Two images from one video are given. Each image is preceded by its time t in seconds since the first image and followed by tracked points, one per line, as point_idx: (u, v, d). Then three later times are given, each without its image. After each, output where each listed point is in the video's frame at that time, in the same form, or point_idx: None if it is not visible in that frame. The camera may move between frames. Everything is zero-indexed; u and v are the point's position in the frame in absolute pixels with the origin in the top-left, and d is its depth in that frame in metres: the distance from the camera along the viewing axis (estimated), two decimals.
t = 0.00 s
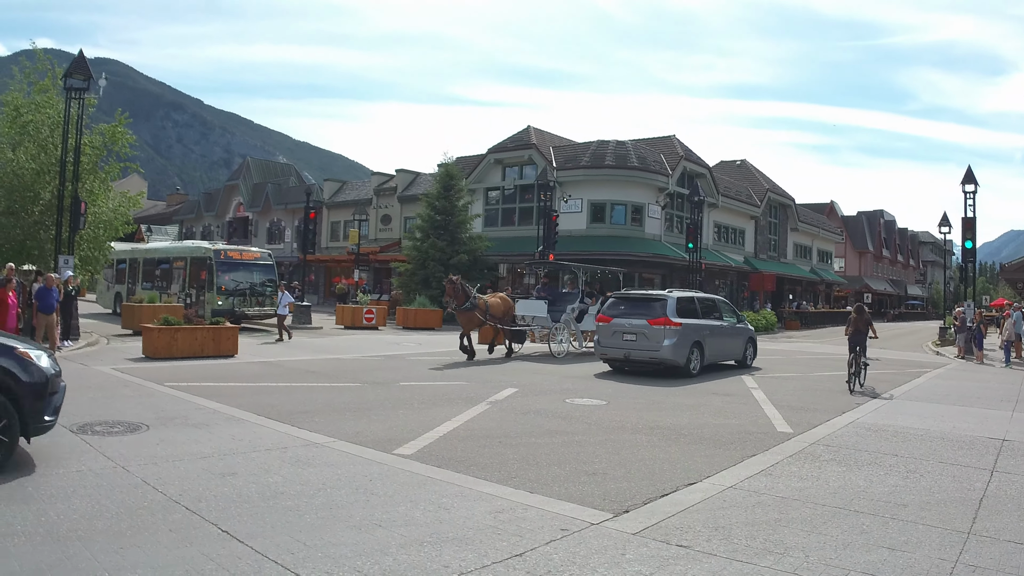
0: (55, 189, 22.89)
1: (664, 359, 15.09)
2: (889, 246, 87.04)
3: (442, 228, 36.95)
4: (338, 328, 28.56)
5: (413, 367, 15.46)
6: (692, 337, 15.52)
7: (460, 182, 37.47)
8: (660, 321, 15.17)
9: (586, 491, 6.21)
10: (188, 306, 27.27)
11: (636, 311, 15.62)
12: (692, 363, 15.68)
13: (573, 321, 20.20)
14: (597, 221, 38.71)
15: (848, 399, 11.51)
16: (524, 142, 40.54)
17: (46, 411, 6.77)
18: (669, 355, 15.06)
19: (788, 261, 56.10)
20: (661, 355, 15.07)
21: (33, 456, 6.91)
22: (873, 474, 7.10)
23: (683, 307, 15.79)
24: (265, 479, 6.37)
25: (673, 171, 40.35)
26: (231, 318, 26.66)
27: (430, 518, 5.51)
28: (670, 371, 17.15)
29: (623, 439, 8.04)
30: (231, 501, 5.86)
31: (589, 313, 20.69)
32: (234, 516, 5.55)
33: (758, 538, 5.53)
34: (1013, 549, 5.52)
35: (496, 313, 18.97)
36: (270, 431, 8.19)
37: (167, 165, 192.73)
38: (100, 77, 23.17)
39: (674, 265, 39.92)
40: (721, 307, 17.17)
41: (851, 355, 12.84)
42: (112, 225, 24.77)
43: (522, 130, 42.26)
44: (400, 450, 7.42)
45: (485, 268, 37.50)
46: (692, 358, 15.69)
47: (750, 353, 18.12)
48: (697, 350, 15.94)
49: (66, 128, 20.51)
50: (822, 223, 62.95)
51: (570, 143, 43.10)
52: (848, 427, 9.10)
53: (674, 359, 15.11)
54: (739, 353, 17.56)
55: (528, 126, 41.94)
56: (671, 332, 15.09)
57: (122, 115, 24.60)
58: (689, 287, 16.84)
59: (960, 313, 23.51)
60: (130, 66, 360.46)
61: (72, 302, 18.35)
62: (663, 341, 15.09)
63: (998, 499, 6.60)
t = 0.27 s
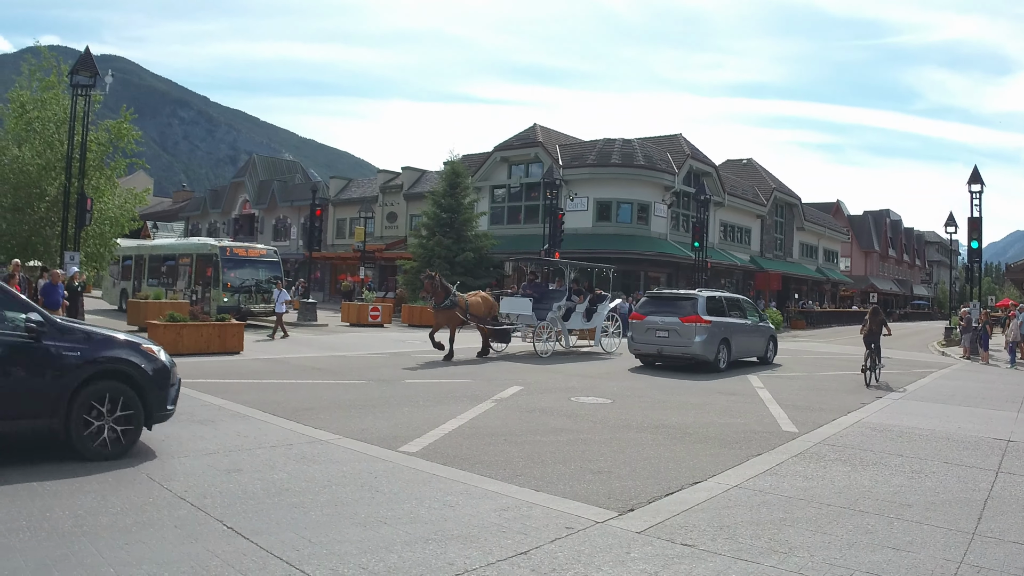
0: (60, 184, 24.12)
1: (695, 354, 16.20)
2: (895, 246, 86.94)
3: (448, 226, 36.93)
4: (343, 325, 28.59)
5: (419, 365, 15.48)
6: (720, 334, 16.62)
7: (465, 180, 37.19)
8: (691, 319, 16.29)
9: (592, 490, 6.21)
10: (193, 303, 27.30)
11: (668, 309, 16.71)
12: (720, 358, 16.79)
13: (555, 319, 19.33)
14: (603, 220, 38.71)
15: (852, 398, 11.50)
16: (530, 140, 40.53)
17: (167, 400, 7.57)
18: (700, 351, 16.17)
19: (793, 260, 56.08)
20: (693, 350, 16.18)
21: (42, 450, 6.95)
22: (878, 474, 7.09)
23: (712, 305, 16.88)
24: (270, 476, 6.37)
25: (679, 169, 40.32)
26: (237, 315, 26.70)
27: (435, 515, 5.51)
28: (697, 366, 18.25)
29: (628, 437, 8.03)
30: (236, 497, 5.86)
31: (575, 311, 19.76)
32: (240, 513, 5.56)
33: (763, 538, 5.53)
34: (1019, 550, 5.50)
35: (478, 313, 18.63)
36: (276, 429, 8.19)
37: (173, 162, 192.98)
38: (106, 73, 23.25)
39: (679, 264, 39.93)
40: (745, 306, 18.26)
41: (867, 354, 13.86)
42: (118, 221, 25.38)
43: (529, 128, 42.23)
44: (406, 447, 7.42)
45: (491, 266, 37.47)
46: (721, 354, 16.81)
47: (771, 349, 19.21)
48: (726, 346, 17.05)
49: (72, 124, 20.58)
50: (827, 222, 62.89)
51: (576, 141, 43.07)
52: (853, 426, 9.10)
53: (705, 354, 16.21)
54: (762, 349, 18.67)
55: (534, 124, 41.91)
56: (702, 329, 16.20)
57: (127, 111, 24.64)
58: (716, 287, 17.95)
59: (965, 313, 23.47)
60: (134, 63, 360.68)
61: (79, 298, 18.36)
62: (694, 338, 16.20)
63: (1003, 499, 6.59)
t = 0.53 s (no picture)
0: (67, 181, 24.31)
1: (724, 350, 17.14)
2: (902, 244, 86.82)
3: (455, 224, 36.95)
4: (349, 323, 28.61)
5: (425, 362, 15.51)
6: (746, 331, 17.57)
7: (472, 178, 37.36)
8: (719, 317, 17.25)
9: (598, 488, 6.21)
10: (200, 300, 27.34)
11: (697, 308, 17.64)
12: (746, 354, 17.75)
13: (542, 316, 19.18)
14: (609, 218, 38.66)
15: (858, 397, 11.48)
16: (537, 138, 40.45)
17: (280, 390, 8.27)
18: (728, 347, 17.12)
19: (800, 259, 56.02)
20: (721, 347, 17.13)
21: (49, 446, 6.96)
22: (884, 473, 7.08)
23: (738, 304, 17.83)
24: (276, 473, 6.38)
25: (686, 167, 40.27)
26: (243, 312, 26.76)
27: (442, 512, 5.52)
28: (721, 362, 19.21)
29: (634, 435, 8.02)
30: (242, 494, 5.87)
31: (562, 308, 19.68)
32: (247, 509, 5.57)
33: (770, 537, 5.52)
34: None
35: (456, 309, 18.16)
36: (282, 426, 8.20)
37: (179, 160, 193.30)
38: (113, 70, 23.27)
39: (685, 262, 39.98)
40: (768, 305, 19.22)
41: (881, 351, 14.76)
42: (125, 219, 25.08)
43: (536, 126, 42.19)
44: (412, 444, 7.43)
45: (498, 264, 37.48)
46: (747, 350, 17.76)
47: (792, 346, 20.20)
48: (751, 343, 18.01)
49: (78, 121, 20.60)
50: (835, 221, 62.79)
51: (583, 139, 43.06)
52: (859, 425, 9.08)
53: (732, 350, 17.16)
54: (783, 346, 19.65)
55: (541, 122, 41.88)
56: (730, 326, 17.15)
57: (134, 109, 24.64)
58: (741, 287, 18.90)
59: (972, 312, 23.41)
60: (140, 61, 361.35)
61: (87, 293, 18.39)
62: (722, 335, 17.15)
63: (1009, 499, 6.57)
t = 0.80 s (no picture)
0: (77, 179, 24.17)
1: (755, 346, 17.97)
2: (912, 242, 86.64)
3: (463, 222, 36.90)
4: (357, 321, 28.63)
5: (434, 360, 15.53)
6: (775, 328, 18.43)
7: (481, 176, 37.24)
8: (750, 315, 18.10)
9: (608, 485, 6.21)
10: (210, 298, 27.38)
11: (728, 306, 18.50)
12: (775, 350, 18.60)
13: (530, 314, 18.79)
14: (619, 216, 38.65)
15: (868, 395, 11.45)
16: (546, 135, 40.49)
17: (382, 381, 9.16)
18: (759, 343, 17.96)
19: (810, 256, 55.95)
20: (753, 343, 17.97)
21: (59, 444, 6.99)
22: (894, 471, 7.06)
23: (767, 302, 18.70)
24: (287, 470, 6.38)
25: (696, 165, 40.23)
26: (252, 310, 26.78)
27: (451, 509, 5.52)
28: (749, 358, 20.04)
29: (643, 434, 8.02)
30: (252, 491, 5.87)
31: (552, 306, 19.31)
32: (257, 506, 5.57)
33: (780, 535, 5.51)
34: None
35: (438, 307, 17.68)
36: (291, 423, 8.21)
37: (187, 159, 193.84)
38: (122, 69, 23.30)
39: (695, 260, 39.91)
40: (794, 303, 20.11)
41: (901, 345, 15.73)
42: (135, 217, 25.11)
43: (545, 123, 42.19)
44: (422, 441, 7.43)
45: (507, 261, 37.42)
46: (776, 346, 18.61)
47: (815, 342, 21.06)
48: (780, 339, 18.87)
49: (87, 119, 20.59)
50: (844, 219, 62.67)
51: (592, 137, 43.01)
52: (868, 424, 9.06)
53: (763, 347, 18.00)
54: (807, 342, 20.52)
55: (550, 119, 41.88)
56: (760, 323, 18.00)
57: (143, 107, 24.70)
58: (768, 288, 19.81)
59: (982, 310, 23.36)
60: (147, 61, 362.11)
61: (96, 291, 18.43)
62: (754, 331, 18.00)
63: (1019, 498, 6.55)
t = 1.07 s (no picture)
0: (90, 176, 23.08)
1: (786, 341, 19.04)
2: (926, 238, 86.44)
3: (477, 218, 36.90)
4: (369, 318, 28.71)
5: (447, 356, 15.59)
6: (805, 324, 19.49)
7: (494, 171, 37.27)
8: (781, 312, 19.18)
9: (622, 481, 6.21)
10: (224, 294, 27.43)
11: (761, 303, 19.58)
12: (805, 345, 19.64)
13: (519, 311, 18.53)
14: (632, 211, 38.57)
15: (881, 392, 11.43)
16: (560, 131, 40.61)
17: (472, 370, 9.96)
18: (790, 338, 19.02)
19: (824, 252, 55.93)
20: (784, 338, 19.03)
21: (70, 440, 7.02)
22: (906, 468, 7.05)
23: (798, 300, 19.77)
24: (300, 465, 6.40)
25: (709, 161, 40.29)
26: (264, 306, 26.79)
27: (465, 505, 5.54)
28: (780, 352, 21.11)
29: (656, 430, 8.02)
30: (267, 486, 5.89)
31: (544, 302, 19.15)
32: (271, 500, 5.59)
33: (793, 531, 5.51)
34: None
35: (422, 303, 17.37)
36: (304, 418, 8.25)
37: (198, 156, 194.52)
38: (135, 66, 23.34)
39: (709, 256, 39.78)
40: (823, 301, 21.11)
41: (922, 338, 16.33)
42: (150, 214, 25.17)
43: (559, 119, 42.21)
44: (435, 437, 7.45)
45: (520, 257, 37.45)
46: (806, 341, 19.65)
47: (841, 338, 22.07)
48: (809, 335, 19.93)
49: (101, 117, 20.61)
50: (858, 214, 62.58)
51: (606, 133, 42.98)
52: (881, 420, 9.04)
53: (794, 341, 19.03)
54: (834, 338, 21.52)
55: (563, 116, 41.92)
56: (791, 320, 19.07)
57: (156, 104, 24.76)
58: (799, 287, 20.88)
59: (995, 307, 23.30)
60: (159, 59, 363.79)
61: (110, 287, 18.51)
62: (785, 327, 19.06)
63: None
